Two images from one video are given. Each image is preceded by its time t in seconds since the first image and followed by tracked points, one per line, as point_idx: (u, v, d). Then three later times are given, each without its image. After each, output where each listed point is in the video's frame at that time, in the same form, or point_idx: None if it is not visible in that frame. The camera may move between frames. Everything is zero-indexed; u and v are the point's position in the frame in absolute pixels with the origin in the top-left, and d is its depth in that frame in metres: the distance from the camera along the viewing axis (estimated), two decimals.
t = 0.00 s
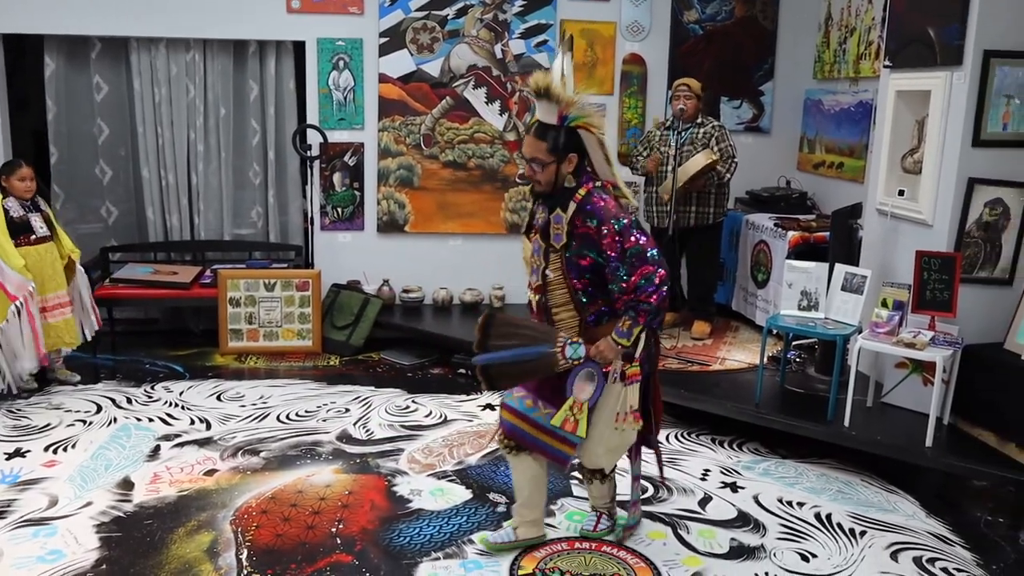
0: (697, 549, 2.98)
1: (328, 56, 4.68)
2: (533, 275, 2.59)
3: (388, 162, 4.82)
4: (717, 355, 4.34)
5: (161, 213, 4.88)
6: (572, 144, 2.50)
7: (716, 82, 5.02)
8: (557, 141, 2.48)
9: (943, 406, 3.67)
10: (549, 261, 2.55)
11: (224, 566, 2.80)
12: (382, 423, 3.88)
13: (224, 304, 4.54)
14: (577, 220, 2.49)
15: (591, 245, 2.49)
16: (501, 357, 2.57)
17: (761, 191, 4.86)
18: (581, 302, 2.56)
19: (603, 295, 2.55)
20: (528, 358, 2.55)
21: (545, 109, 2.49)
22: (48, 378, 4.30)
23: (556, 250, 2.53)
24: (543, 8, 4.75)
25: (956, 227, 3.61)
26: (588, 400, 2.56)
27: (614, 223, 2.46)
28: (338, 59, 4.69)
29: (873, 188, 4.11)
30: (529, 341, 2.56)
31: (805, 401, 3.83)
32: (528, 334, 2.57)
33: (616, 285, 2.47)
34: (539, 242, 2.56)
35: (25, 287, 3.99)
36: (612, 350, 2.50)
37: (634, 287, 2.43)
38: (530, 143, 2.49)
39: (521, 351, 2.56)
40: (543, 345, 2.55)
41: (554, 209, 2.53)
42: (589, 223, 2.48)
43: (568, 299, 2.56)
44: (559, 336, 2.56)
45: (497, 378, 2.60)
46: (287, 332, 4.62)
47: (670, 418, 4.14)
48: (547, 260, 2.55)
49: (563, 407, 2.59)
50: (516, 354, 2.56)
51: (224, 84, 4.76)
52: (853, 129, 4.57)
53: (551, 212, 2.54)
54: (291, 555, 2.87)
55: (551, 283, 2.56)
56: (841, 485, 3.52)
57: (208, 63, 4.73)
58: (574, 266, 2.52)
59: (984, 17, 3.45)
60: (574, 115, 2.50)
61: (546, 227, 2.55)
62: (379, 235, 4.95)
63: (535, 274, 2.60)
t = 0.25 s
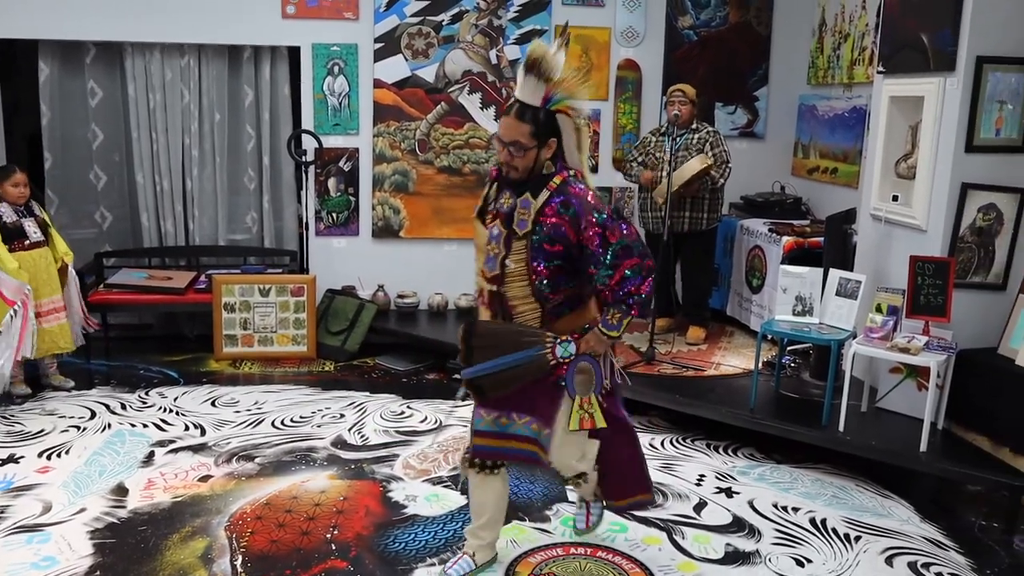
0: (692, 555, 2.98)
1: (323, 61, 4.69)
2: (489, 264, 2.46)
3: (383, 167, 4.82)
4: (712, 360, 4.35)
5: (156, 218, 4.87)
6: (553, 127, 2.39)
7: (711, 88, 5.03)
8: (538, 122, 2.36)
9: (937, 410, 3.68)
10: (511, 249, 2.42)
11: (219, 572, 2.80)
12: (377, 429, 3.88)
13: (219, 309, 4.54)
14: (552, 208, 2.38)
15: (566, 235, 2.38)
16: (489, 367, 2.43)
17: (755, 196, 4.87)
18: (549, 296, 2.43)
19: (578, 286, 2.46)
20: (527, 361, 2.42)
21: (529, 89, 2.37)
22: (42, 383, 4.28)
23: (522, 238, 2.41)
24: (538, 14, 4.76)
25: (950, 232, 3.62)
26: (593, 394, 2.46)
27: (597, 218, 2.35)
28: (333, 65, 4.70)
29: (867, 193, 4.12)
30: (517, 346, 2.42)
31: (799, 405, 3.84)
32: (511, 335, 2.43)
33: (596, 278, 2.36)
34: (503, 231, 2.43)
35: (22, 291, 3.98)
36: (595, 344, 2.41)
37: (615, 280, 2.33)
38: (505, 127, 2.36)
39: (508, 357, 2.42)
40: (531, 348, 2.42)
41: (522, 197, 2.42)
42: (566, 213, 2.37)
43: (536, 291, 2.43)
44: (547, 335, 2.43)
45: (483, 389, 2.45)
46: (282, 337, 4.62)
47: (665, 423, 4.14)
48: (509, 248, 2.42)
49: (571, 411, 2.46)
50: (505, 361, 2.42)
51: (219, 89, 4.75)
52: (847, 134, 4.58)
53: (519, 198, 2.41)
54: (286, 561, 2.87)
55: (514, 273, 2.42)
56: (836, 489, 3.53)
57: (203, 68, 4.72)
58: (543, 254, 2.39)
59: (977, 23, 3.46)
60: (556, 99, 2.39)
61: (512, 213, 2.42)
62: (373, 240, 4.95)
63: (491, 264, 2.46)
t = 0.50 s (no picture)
0: (687, 557, 2.99)
1: (318, 64, 4.69)
2: (483, 288, 2.23)
3: (378, 170, 4.82)
4: (707, 362, 4.35)
5: (151, 221, 4.86)
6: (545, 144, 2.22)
7: (706, 91, 5.04)
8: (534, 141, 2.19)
9: (932, 412, 3.69)
10: (513, 271, 2.24)
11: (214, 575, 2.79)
12: (372, 432, 3.87)
13: (214, 312, 4.53)
14: (553, 229, 2.23)
15: (568, 256, 2.26)
16: (484, 383, 2.26)
17: (750, 199, 4.88)
18: (541, 318, 2.32)
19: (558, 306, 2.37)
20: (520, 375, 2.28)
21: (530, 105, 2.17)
22: (36, 386, 4.27)
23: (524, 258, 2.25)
24: (533, 17, 4.77)
25: (944, 235, 3.63)
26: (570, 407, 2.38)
27: (601, 241, 2.27)
28: (329, 67, 4.70)
29: (861, 196, 4.13)
30: (513, 358, 2.27)
31: (794, 408, 3.85)
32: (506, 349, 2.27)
33: (594, 297, 2.30)
34: (503, 253, 2.24)
35: (13, 296, 3.94)
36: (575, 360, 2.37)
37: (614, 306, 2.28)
38: (511, 149, 2.17)
39: (500, 374, 2.26)
40: (525, 362, 2.29)
41: (528, 218, 2.25)
42: (571, 235, 2.25)
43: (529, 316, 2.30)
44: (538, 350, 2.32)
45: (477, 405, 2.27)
46: (276, 340, 4.61)
47: (660, 425, 4.14)
48: (511, 273, 2.24)
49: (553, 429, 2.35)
50: (499, 377, 2.26)
51: (214, 92, 4.75)
52: (842, 137, 4.59)
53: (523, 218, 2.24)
54: (281, 564, 2.86)
55: (512, 297, 2.27)
56: (831, 491, 3.54)
57: (197, 71, 4.73)
58: (542, 276, 2.25)
59: (970, 27, 3.48)
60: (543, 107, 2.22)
61: (517, 234, 2.23)
62: (369, 243, 4.95)
63: (484, 288, 2.24)
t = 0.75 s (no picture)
0: (683, 557, 2.99)
1: (313, 65, 4.68)
2: (494, 338, 2.17)
3: (373, 171, 4.82)
4: (702, 363, 4.36)
5: (145, 221, 4.86)
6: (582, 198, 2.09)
7: (700, 92, 5.05)
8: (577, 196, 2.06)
9: (926, 412, 3.70)
10: (523, 324, 2.19)
11: None
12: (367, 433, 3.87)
13: (209, 313, 4.52)
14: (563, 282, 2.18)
15: (571, 305, 2.22)
16: (499, 438, 2.20)
17: (745, 199, 4.89)
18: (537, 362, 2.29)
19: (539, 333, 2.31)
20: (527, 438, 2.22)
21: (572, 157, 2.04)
22: (30, 387, 4.26)
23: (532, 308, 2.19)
24: (528, 18, 4.77)
25: (938, 236, 3.64)
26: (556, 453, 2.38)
27: (604, 289, 2.22)
28: (324, 68, 4.69)
29: (855, 197, 4.14)
30: (527, 411, 2.21)
31: (789, 408, 3.85)
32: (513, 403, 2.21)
33: (589, 344, 2.29)
34: (516, 304, 2.17)
35: (12, 296, 3.92)
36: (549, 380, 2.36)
37: (606, 355, 2.29)
38: (551, 206, 2.02)
39: (509, 428, 2.20)
40: (535, 414, 2.23)
41: (538, 269, 2.17)
42: (577, 285, 2.19)
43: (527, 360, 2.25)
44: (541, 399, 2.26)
45: (482, 453, 2.21)
46: (271, 341, 4.60)
47: (655, 426, 4.15)
48: (522, 324, 2.19)
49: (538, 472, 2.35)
50: (512, 431, 2.20)
51: (209, 93, 4.75)
52: (836, 138, 4.60)
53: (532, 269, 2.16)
54: (276, 565, 2.86)
55: (520, 347, 2.22)
56: (825, 492, 3.54)
57: (192, 72, 4.72)
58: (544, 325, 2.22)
59: (963, 28, 3.49)
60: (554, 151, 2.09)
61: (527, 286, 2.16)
62: (364, 244, 4.94)
63: (496, 338, 2.18)
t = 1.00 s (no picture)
0: (676, 556, 2.99)
1: (306, 64, 4.68)
2: (550, 338, 2.05)
3: (367, 170, 4.81)
4: (695, 362, 4.36)
5: (138, 221, 4.84)
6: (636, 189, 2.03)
7: (693, 92, 5.06)
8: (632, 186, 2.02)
9: (919, 411, 3.72)
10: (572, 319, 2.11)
11: None
12: (361, 432, 3.86)
13: (202, 313, 4.51)
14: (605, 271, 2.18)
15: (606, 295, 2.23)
16: (551, 438, 2.19)
17: (738, 199, 4.90)
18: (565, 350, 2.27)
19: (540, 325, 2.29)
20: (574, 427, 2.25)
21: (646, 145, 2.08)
22: (22, 388, 4.25)
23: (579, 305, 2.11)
24: (522, 17, 4.77)
25: (930, 236, 3.65)
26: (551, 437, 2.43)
27: (638, 277, 2.25)
28: (317, 68, 4.68)
29: (848, 196, 4.15)
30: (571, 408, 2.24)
31: (782, 407, 3.86)
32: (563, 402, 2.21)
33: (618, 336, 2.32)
34: (570, 301, 2.06)
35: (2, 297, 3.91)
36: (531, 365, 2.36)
37: (632, 347, 2.32)
38: (630, 197, 1.99)
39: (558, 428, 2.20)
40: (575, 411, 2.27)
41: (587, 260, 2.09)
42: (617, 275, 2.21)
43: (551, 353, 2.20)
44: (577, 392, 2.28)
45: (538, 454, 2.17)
46: (264, 340, 4.59)
47: (648, 425, 4.15)
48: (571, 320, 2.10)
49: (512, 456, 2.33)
50: (560, 429, 2.20)
51: (201, 93, 4.74)
52: (829, 137, 4.60)
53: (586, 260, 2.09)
54: (268, 565, 2.85)
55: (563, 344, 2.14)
56: (819, 490, 3.55)
57: (185, 71, 4.71)
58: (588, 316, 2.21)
59: (956, 28, 3.50)
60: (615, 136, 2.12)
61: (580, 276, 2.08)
62: (357, 243, 4.94)
63: (548, 338, 2.06)
